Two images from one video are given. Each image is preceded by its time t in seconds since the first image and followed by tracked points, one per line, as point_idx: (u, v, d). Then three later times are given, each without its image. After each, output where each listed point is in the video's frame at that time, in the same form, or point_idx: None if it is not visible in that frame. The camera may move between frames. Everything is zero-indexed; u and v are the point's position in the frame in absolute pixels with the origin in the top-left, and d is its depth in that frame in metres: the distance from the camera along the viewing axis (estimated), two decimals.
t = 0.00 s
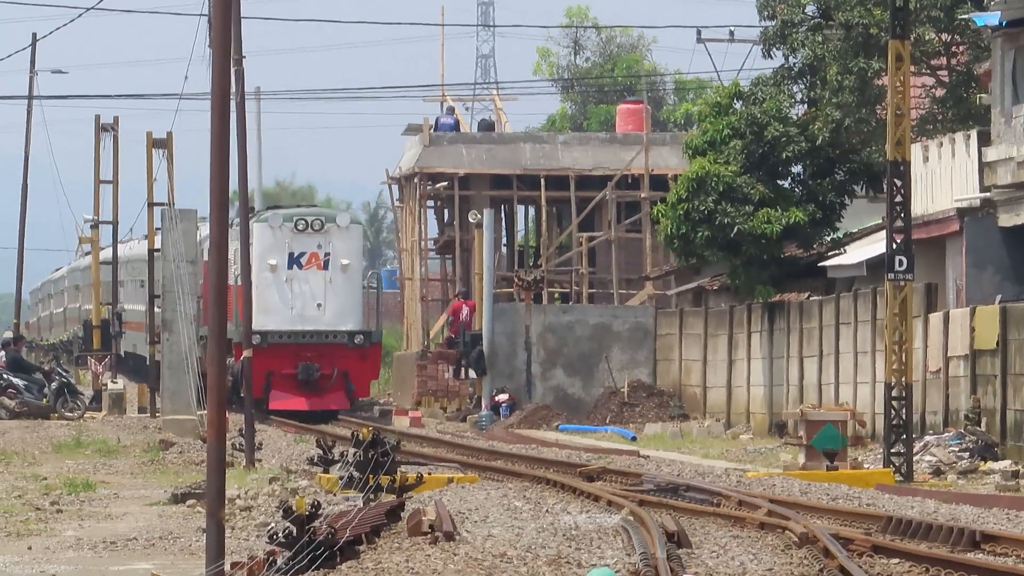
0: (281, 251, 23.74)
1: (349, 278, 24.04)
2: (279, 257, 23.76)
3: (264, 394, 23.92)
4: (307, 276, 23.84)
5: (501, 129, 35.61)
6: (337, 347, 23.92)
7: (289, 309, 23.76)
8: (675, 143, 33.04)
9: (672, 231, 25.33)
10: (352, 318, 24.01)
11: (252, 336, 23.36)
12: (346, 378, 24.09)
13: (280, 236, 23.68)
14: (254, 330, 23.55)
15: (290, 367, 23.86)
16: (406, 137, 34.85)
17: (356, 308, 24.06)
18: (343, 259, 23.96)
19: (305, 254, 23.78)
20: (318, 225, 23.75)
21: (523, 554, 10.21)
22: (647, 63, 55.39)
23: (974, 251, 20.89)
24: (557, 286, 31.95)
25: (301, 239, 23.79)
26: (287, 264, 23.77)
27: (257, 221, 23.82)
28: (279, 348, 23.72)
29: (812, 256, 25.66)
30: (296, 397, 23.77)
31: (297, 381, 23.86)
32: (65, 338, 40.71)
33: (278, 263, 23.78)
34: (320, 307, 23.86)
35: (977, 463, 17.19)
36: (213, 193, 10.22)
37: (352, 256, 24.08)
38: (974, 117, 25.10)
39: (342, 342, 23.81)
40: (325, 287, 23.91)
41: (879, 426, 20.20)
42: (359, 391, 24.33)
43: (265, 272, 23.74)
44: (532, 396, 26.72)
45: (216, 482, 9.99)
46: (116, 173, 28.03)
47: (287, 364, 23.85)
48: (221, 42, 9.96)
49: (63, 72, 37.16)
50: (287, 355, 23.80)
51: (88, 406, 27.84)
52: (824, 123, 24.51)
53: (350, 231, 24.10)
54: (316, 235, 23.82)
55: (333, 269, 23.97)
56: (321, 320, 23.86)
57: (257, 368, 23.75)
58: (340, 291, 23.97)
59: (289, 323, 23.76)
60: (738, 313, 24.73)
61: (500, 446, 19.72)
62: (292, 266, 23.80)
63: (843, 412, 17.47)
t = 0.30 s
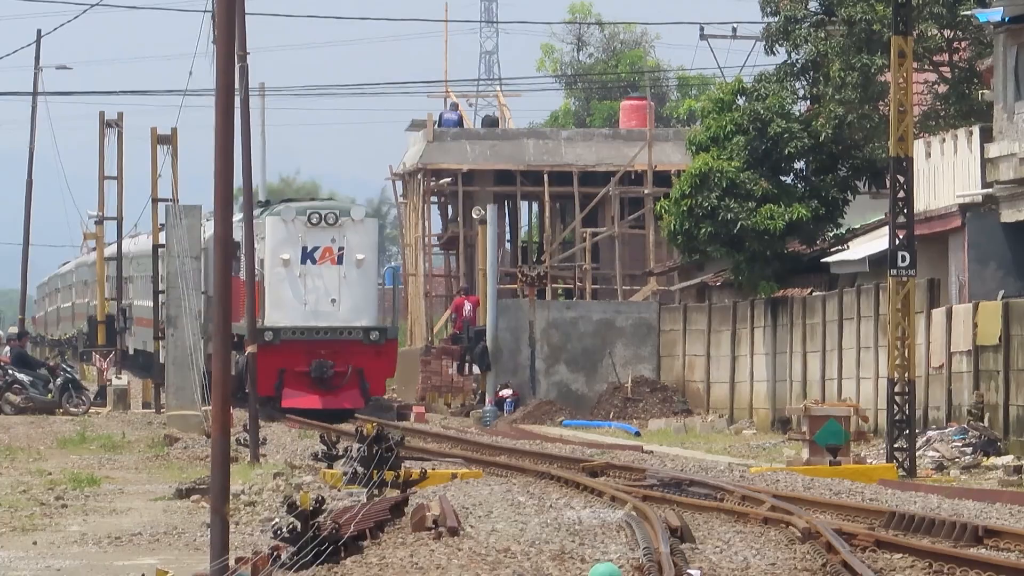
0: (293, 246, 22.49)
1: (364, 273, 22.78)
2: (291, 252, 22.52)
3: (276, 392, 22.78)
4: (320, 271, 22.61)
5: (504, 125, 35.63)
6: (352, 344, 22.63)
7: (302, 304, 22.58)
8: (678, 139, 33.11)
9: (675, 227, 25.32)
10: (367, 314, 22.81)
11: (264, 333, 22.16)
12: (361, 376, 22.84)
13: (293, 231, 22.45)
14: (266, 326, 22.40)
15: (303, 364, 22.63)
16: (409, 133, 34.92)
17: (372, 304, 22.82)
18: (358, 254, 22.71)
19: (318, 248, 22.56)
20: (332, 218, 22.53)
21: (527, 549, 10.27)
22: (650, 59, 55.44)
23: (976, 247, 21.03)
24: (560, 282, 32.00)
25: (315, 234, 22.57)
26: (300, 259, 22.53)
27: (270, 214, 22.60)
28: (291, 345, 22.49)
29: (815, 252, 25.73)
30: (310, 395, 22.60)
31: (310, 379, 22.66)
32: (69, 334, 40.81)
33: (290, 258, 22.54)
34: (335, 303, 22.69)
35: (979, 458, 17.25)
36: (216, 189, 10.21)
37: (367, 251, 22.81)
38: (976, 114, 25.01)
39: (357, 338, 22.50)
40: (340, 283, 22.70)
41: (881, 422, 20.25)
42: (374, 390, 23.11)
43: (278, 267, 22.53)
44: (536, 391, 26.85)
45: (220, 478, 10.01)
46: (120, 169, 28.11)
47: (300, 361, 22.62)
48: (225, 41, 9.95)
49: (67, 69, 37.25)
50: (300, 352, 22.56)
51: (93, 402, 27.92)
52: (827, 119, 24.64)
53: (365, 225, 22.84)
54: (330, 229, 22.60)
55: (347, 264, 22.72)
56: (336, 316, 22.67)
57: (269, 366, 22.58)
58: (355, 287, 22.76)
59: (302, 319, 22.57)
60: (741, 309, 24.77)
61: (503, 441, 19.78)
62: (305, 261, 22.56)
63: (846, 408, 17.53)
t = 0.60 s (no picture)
0: (307, 242, 21.54)
1: (380, 270, 21.78)
2: (305, 248, 21.54)
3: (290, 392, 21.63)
4: (335, 268, 21.62)
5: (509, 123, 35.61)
6: (368, 343, 21.51)
7: (316, 302, 21.59)
8: (683, 136, 33.05)
9: (679, 225, 25.33)
10: (383, 312, 21.80)
11: (277, 331, 21.14)
12: (378, 376, 21.70)
13: (306, 226, 21.48)
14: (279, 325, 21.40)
15: (318, 364, 21.52)
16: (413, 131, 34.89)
17: (388, 302, 21.82)
18: (374, 250, 21.73)
19: (333, 245, 21.59)
20: (346, 213, 21.57)
21: (530, 548, 10.25)
22: (654, 56, 55.38)
23: (980, 245, 21.02)
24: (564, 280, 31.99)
25: (329, 229, 21.62)
26: (313, 255, 21.55)
27: (282, 210, 21.65)
28: (305, 344, 21.41)
29: (819, 250, 25.68)
30: (324, 396, 21.42)
31: (325, 379, 21.50)
32: (72, 331, 40.85)
33: (304, 255, 21.54)
34: (350, 301, 21.68)
35: (984, 457, 17.22)
36: (219, 187, 10.19)
37: (383, 247, 21.84)
38: (981, 111, 24.96)
39: (373, 337, 21.45)
40: (355, 280, 21.69)
41: (886, 420, 20.21)
42: (392, 390, 21.95)
43: (291, 264, 21.54)
44: (540, 389, 26.82)
45: (223, 475, 9.97)
46: (123, 167, 28.10)
47: (315, 361, 21.52)
48: (228, 38, 9.91)
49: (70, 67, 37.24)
50: (314, 351, 21.45)
51: (96, 400, 27.92)
52: (832, 117, 24.59)
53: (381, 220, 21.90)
54: (344, 224, 21.66)
55: (362, 261, 21.76)
56: (351, 314, 21.66)
57: (283, 365, 21.47)
58: (370, 285, 21.73)
59: (316, 318, 21.58)
60: (745, 307, 24.73)
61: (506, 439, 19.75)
62: (319, 257, 21.59)
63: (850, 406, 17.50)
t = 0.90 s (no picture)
0: (319, 240, 21.08)
1: (394, 268, 21.25)
2: (317, 247, 21.08)
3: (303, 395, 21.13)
4: (347, 266, 21.14)
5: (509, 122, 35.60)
6: (382, 343, 21.04)
7: (329, 302, 21.13)
8: (683, 135, 32.98)
9: (679, 224, 25.37)
10: (398, 312, 21.28)
11: (289, 332, 20.70)
12: (393, 377, 21.21)
13: (318, 224, 21.01)
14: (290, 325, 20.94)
15: (332, 366, 21.07)
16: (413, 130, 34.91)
17: (402, 301, 21.29)
18: (387, 247, 21.20)
19: (345, 242, 21.13)
20: (359, 210, 21.04)
21: (531, 546, 10.26)
22: (654, 55, 55.38)
23: (980, 244, 21.01)
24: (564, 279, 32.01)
25: (341, 226, 21.13)
26: (326, 254, 21.11)
27: (293, 207, 21.17)
28: (318, 345, 20.97)
29: (819, 249, 25.79)
30: (338, 398, 20.89)
31: (339, 380, 21.02)
32: (73, 331, 40.91)
33: (316, 253, 21.08)
34: (363, 301, 21.19)
35: (984, 455, 17.23)
36: (220, 185, 10.19)
37: (398, 244, 21.29)
38: (981, 110, 24.94)
39: (387, 336, 20.99)
40: (368, 279, 21.19)
41: (886, 418, 20.23)
42: (407, 392, 21.44)
43: (302, 262, 21.07)
44: (540, 388, 26.85)
45: (223, 474, 9.97)
46: (123, 166, 28.12)
47: (329, 362, 21.07)
48: (228, 37, 9.91)
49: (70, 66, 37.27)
50: (328, 352, 21.00)
51: (96, 399, 27.94)
52: (831, 116, 24.54)
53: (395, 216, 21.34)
54: (357, 221, 21.14)
55: (376, 259, 21.23)
56: (365, 313, 21.17)
57: (296, 366, 21.01)
58: (384, 284, 21.21)
59: (329, 318, 21.13)
60: (745, 306, 24.73)
61: (506, 438, 19.77)
62: (332, 256, 21.14)
63: (850, 404, 17.51)
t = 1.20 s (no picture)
0: (333, 237, 20.40)
1: (410, 266, 20.54)
2: (332, 244, 20.40)
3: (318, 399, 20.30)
4: (363, 264, 20.43)
5: (511, 122, 35.57)
6: (399, 344, 20.26)
7: (344, 301, 20.41)
8: (685, 135, 33.21)
9: (681, 224, 25.31)
10: (415, 311, 20.54)
11: (303, 332, 20.00)
12: (411, 379, 20.36)
13: (333, 221, 20.35)
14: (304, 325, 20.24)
15: (348, 367, 20.24)
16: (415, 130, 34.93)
17: (419, 300, 20.57)
18: (404, 244, 20.48)
19: (360, 240, 20.43)
20: (375, 206, 20.37)
21: (533, 546, 10.27)
22: (656, 56, 55.38)
23: (982, 245, 21.02)
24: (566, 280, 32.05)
25: (356, 224, 20.45)
26: (340, 252, 20.42)
27: (306, 203, 20.50)
28: (334, 346, 20.22)
29: (819, 250, 25.74)
30: (355, 400, 20.01)
31: (355, 383, 20.18)
32: (77, 331, 40.97)
33: (330, 251, 20.40)
34: (379, 300, 20.47)
35: (985, 456, 17.24)
36: (223, 184, 10.22)
37: (414, 241, 20.59)
38: (983, 110, 24.93)
39: (404, 337, 20.21)
40: (384, 277, 20.47)
41: (887, 419, 20.25)
42: (427, 394, 20.56)
43: (317, 260, 20.39)
44: (542, 388, 26.85)
45: (225, 474, 9.98)
46: (125, 166, 28.14)
47: (345, 364, 20.26)
48: (231, 36, 9.94)
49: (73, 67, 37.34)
50: (343, 353, 20.21)
51: (98, 399, 27.98)
52: (833, 116, 24.56)
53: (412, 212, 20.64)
54: (373, 218, 20.46)
55: (392, 257, 20.54)
56: (381, 312, 20.46)
57: (310, 369, 20.23)
58: (400, 282, 20.49)
59: (344, 318, 20.42)
60: (747, 306, 24.74)
61: (508, 438, 19.78)
62: (347, 254, 20.45)
63: (851, 404, 17.51)
